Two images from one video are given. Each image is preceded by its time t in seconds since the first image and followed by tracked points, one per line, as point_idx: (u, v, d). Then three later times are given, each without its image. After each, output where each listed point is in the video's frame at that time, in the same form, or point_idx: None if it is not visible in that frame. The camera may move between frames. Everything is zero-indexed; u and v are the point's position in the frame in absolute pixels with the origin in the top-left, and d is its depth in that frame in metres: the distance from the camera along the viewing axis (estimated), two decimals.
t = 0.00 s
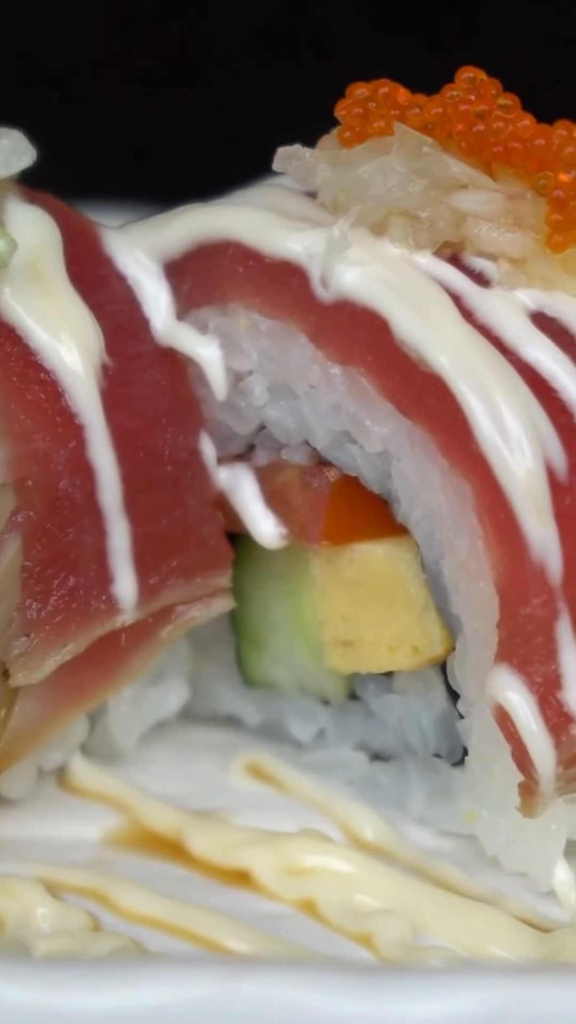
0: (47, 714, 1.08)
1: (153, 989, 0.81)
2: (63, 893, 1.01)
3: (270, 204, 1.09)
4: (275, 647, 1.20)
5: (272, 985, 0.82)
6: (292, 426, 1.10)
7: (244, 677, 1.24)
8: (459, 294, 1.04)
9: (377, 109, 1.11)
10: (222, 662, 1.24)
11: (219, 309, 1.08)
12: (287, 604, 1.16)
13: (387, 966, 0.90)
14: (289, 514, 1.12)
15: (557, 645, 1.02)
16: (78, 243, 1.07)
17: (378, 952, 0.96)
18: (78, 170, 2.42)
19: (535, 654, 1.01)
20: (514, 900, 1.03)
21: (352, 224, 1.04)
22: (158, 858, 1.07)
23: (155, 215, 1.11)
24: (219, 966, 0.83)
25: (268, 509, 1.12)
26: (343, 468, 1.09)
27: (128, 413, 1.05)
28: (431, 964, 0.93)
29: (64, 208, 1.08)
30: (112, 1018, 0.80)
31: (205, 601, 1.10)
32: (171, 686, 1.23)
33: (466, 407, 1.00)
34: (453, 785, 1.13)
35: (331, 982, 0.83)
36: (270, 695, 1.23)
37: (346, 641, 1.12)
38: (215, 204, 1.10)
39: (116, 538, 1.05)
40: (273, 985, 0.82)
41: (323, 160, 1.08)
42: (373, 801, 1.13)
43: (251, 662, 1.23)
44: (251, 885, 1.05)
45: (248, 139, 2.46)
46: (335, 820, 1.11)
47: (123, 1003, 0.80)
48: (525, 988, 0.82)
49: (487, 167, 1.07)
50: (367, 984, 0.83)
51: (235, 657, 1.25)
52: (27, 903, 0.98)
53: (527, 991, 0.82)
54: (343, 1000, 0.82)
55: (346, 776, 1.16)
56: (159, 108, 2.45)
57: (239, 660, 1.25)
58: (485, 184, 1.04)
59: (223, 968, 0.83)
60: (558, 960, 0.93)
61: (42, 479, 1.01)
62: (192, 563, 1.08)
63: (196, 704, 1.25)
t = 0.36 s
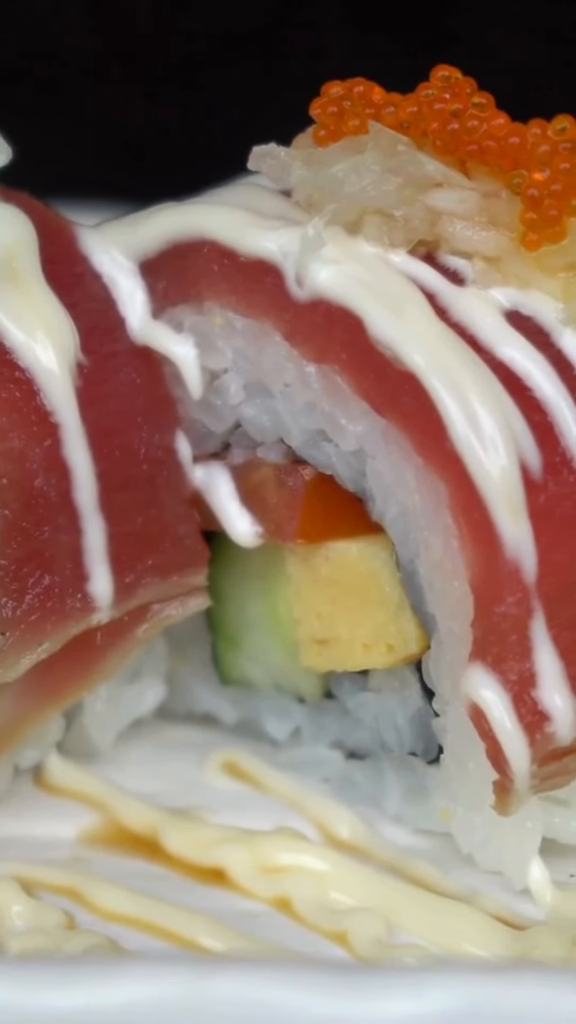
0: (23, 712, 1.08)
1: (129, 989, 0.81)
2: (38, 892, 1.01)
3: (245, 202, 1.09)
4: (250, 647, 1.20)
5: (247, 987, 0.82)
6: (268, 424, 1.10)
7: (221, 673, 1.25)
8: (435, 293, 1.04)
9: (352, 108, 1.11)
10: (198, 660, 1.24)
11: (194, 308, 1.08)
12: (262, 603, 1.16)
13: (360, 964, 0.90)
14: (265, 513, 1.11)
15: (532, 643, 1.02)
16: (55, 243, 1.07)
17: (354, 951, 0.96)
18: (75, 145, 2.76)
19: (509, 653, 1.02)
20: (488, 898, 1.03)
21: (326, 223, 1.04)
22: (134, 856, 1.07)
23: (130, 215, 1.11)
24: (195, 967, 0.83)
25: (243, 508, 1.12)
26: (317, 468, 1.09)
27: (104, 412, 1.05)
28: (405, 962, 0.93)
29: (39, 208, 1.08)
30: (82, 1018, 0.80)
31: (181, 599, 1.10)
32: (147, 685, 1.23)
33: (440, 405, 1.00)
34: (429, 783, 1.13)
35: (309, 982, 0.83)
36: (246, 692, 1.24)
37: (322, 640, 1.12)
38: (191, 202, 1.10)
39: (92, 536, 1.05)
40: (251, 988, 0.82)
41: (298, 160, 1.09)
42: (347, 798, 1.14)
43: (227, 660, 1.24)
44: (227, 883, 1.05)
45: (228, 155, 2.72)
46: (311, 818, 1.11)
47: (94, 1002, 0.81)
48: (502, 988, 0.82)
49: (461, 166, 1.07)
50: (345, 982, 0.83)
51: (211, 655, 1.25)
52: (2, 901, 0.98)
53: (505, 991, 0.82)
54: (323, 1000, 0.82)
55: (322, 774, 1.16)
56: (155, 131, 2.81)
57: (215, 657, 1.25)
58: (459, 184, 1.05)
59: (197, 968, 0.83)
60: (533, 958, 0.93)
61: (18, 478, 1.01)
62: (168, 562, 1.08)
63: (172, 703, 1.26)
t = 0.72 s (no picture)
0: None
1: (106, 986, 0.82)
2: (15, 890, 1.01)
3: (222, 200, 1.10)
4: (228, 646, 1.20)
5: (223, 984, 0.83)
6: (244, 423, 1.10)
7: (198, 672, 1.25)
8: (411, 291, 1.04)
9: (328, 108, 1.10)
10: (175, 658, 1.25)
11: (171, 306, 1.08)
12: (240, 602, 1.16)
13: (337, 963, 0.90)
14: (241, 510, 1.12)
15: (508, 641, 1.02)
16: (31, 243, 1.07)
17: (330, 949, 0.97)
18: (70, 144, 2.98)
19: (485, 651, 1.02)
20: (465, 896, 1.03)
21: (303, 221, 1.04)
22: (110, 854, 1.07)
23: (107, 215, 1.12)
24: (173, 965, 0.84)
25: (220, 506, 1.12)
26: (294, 467, 1.09)
27: (81, 411, 1.05)
28: (382, 960, 0.93)
29: (17, 208, 1.08)
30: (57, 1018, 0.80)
31: (159, 597, 1.11)
32: (124, 683, 1.23)
33: (416, 403, 1.00)
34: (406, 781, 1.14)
35: (288, 983, 0.83)
36: (223, 691, 1.24)
37: (299, 638, 1.12)
38: (168, 201, 1.10)
39: (68, 534, 1.05)
40: (227, 986, 0.82)
41: (275, 158, 1.09)
42: (323, 796, 1.14)
43: (204, 659, 1.24)
44: (203, 881, 1.05)
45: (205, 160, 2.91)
46: (288, 816, 1.11)
47: (70, 1000, 0.81)
48: (478, 987, 0.83)
49: (438, 166, 1.07)
50: (321, 983, 0.84)
51: (189, 653, 1.25)
52: None
53: (481, 993, 0.82)
54: (300, 999, 0.82)
55: (299, 772, 1.17)
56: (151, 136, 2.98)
57: (192, 656, 1.25)
58: (436, 182, 1.05)
59: (174, 967, 0.84)
60: (509, 956, 0.94)
61: None
62: (146, 560, 1.08)
63: (150, 701, 1.26)
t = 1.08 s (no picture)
0: None
1: (86, 983, 0.83)
2: None
3: (200, 198, 1.10)
4: (207, 644, 1.20)
5: (201, 981, 0.84)
6: (223, 420, 1.10)
7: (178, 672, 1.26)
8: (389, 289, 1.04)
9: (306, 107, 1.10)
10: (155, 656, 1.26)
11: (150, 305, 1.08)
12: (220, 600, 1.16)
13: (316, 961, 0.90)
14: (220, 509, 1.12)
15: (486, 641, 1.02)
16: (9, 241, 1.07)
17: (308, 947, 0.97)
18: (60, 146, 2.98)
19: (463, 649, 1.02)
20: (443, 894, 1.04)
21: (281, 218, 1.04)
22: (89, 852, 1.07)
23: (86, 213, 1.12)
24: (152, 964, 0.84)
25: (199, 504, 1.13)
26: (273, 465, 1.10)
27: (59, 409, 1.05)
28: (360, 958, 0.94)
29: None
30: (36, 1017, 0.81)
31: (138, 595, 1.10)
32: (105, 682, 1.24)
33: (393, 401, 1.00)
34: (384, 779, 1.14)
35: (271, 983, 0.84)
36: (203, 688, 1.24)
37: (278, 636, 1.12)
38: (147, 199, 1.10)
39: (48, 532, 1.05)
40: (206, 981, 0.84)
41: (253, 156, 1.09)
42: (302, 795, 1.14)
43: (184, 658, 1.25)
44: (182, 879, 1.05)
45: (177, 159, 2.91)
46: (267, 814, 1.12)
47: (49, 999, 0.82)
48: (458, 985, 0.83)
49: (416, 164, 1.07)
50: (300, 982, 0.84)
51: (168, 651, 1.26)
52: None
53: (459, 993, 0.83)
54: (283, 998, 0.83)
55: (278, 770, 1.17)
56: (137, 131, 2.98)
57: (172, 655, 1.26)
58: (414, 180, 1.05)
59: (152, 966, 0.84)
60: (486, 955, 0.94)
61: None
62: (125, 558, 1.08)
63: (130, 699, 1.26)
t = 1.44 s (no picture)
0: None
1: (56, 980, 0.84)
2: None
3: (174, 197, 1.10)
4: (181, 643, 1.20)
5: (178, 981, 0.85)
6: (197, 419, 1.10)
7: (153, 671, 1.25)
8: (362, 287, 1.04)
9: (280, 105, 1.10)
10: (130, 654, 1.26)
11: (124, 303, 1.08)
12: (194, 599, 1.16)
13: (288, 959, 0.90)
14: (194, 508, 1.12)
15: (458, 639, 1.02)
16: None
17: (280, 945, 0.97)
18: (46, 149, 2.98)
19: (435, 647, 1.02)
20: (416, 893, 1.04)
21: (254, 217, 1.04)
22: (64, 850, 1.07)
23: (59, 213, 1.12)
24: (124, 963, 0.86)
25: (173, 503, 1.12)
26: (246, 463, 1.10)
27: (33, 409, 1.06)
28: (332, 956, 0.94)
29: None
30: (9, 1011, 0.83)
31: (112, 595, 1.11)
32: (79, 680, 1.23)
33: (366, 399, 1.00)
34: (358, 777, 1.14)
35: (244, 982, 0.85)
36: (178, 686, 1.24)
37: (252, 635, 1.12)
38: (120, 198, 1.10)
39: (21, 531, 1.06)
40: (178, 979, 0.85)
41: (227, 154, 1.09)
42: (275, 793, 1.14)
43: (159, 657, 1.24)
44: (155, 877, 1.05)
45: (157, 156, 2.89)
46: (241, 813, 1.12)
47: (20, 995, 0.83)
48: (430, 983, 0.84)
49: (389, 163, 1.07)
50: (273, 982, 0.85)
51: (143, 648, 1.26)
52: None
53: (431, 994, 0.84)
54: (256, 998, 0.84)
55: (253, 768, 1.17)
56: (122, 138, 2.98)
57: (147, 654, 1.26)
58: (387, 178, 1.05)
59: (125, 963, 0.86)
60: (458, 953, 0.95)
61: None
62: (98, 557, 1.09)
63: (105, 697, 1.26)
